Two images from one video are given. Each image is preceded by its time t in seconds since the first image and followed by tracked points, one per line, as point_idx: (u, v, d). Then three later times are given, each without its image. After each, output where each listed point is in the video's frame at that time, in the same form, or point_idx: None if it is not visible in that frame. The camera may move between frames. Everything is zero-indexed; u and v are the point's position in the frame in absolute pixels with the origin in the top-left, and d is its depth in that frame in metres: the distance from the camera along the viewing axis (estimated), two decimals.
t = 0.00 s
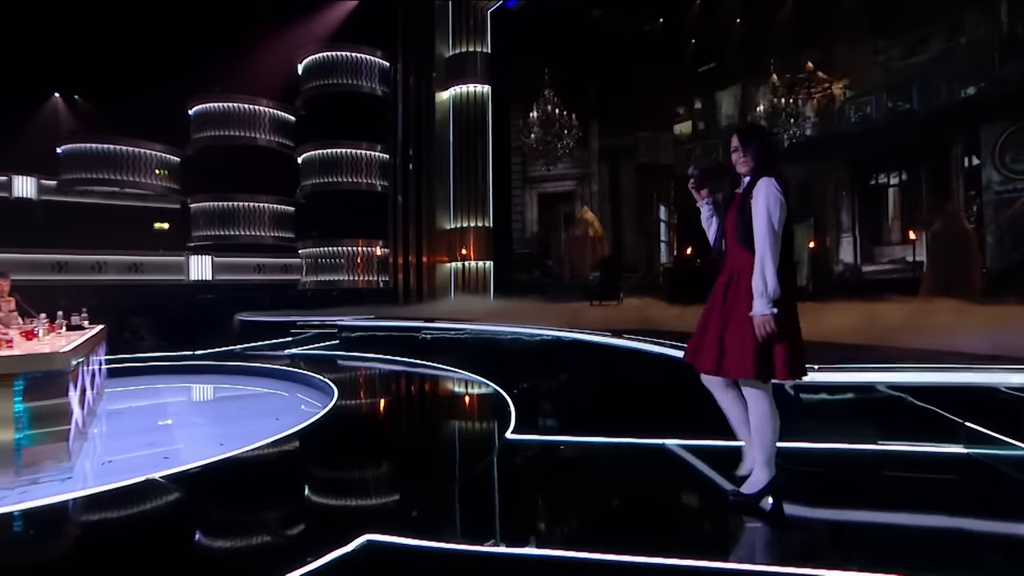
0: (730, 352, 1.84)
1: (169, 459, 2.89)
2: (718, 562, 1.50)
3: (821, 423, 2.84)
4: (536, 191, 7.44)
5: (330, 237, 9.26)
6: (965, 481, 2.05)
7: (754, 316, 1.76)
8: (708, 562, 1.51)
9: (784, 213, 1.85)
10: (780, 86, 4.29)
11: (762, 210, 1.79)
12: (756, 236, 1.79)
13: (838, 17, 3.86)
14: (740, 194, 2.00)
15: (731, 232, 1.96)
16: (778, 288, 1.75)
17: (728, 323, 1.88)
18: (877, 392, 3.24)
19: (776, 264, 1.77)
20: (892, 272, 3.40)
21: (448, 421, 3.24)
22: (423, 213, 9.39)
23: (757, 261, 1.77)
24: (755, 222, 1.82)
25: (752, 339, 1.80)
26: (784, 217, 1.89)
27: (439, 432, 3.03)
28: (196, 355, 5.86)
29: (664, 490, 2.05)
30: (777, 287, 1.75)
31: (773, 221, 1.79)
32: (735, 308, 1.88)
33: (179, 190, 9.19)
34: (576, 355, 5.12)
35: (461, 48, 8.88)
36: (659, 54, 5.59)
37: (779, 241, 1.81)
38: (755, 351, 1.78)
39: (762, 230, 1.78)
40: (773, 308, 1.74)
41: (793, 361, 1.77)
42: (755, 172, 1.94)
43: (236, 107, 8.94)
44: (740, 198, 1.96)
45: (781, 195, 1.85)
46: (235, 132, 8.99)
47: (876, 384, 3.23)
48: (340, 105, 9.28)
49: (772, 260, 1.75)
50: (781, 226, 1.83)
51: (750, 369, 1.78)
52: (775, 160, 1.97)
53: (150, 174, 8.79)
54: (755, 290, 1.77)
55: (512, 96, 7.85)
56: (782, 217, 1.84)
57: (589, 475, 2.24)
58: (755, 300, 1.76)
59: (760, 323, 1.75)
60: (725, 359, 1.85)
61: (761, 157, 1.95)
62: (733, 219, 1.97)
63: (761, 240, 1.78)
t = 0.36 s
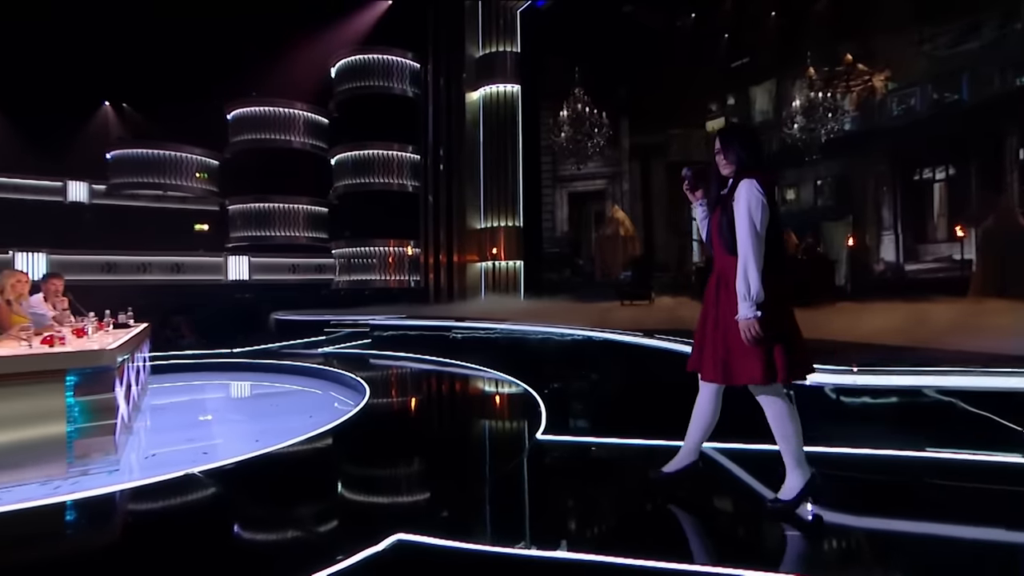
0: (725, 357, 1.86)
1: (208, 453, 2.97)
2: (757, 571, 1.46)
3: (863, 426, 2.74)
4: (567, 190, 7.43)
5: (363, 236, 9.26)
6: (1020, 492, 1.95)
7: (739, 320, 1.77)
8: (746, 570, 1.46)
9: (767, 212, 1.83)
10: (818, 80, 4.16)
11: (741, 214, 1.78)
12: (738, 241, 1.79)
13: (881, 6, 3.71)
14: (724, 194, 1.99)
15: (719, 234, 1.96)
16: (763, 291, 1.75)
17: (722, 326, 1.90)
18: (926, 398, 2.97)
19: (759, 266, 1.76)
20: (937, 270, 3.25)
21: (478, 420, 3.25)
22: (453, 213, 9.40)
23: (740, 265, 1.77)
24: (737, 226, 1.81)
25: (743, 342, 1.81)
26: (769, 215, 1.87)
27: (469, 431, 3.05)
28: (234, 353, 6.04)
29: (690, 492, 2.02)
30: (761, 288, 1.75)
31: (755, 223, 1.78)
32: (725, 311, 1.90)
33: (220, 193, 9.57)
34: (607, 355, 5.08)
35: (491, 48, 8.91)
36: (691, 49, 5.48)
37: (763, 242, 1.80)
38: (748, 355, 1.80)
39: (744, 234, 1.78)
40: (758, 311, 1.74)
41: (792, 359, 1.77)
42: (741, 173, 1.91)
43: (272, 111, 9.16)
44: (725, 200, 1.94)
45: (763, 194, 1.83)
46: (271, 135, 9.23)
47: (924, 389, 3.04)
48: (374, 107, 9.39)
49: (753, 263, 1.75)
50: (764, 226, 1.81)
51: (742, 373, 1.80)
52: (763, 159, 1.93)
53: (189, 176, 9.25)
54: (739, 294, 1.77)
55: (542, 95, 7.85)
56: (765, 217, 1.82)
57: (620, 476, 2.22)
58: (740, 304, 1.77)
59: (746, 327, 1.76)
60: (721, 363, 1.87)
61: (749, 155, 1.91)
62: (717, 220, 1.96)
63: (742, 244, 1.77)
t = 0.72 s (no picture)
0: (712, 356, 1.85)
1: (250, 448, 3.05)
2: None
3: (917, 430, 2.60)
4: (602, 189, 7.33)
5: (399, 237, 9.40)
6: None
7: (730, 319, 1.75)
8: None
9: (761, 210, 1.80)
10: (864, 69, 3.96)
11: (736, 211, 1.74)
12: (730, 239, 1.75)
13: None
14: (717, 191, 1.95)
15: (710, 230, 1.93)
16: (752, 292, 1.74)
17: (710, 326, 1.89)
18: (993, 404, 2.79)
19: (752, 266, 1.74)
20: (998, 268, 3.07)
21: (514, 420, 3.25)
22: (488, 212, 9.41)
23: (732, 264, 1.74)
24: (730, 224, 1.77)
25: (729, 342, 1.81)
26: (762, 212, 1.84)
27: (506, 430, 3.05)
28: (276, 351, 6.19)
29: (732, 495, 1.97)
30: (753, 289, 1.73)
31: (749, 222, 1.75)
32: (714, 309, 1.88)
33: (262, 196, 9.78)
34: (645, 355, 5.01)
35: (525, 48, 8.87)
36: (728, 43, 5.32)
37: (755, 240, 1.77)
38: (733, 355, 1.80)
39: (737, 232, 1.74)
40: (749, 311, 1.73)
41: (773, 361, 1.79)
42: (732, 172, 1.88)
43: (311, 114, 9.35)
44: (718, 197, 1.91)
45: (757, 193, 1.80)
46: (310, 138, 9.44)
47: (990, 395, 2.85)
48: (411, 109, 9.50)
49: (746, 261, 1.72)
50: (756, 225, 1.78)
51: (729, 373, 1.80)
52: (758, 157, 1.90)
53: (233, 180, 9.52)
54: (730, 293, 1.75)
55: (577, 94, 7.81)
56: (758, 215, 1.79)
57: (657, 478, 2.18)
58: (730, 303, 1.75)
59: (736, 327, 1.75)
60: (707, 362, 1.86)
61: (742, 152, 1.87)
62: (708, 217, 1.93)
63: (733, 243, 1.74)
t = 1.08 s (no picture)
0: (730, 362, 1.79)
1: (297, 445, 3.13)
2: None
3: (991, 440, 2.41)
4: (646, 186, 7.22)
5: (443, 236, 9.48)
6: None
7: (748, 321, 1.71)
8: None
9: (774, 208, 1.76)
10: (928, 55, 3.74)
11: (748, 209, 1.71)
12: (743, 239, 1.71)
13: None
14: (728, 192, 1.91)
15: (722, 233, 1.90)
16: (771, 290, 1.68)
17: (725, 331, 1.83)
18: None
19: (767, 264, 1.69)
20: None
21: (556, 420, 3.22)
22: (531, 211, 9.28)
23: (746, 264, 1.70)
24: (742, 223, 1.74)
25: (748, 345, 1.75)
26: (774, 210, 1.80)
27: (547, 430, 3.02)
28: (323, 350, 6.35)
29: (786, 502, 1.88)
30: (769, 289, 1.68)
31: (761, 219, 1.71)
32: (731, 313, 1.83)
33: (309, 197, 10.05)
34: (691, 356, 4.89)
35: (566, 45, 8.78)
36: (778, 33, 5.12)
37: (769, 238, 1.72)
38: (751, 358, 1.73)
39: (750, 230, 1.70)
40: (766, 312, 1.68)
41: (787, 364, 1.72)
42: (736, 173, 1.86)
43: (356, 117, 9.56)
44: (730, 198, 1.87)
45: (768, 190, 1.76)
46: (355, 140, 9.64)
47: None
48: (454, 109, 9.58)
49: (761, 260, 1.68)
50: (769, 222, 1.74)
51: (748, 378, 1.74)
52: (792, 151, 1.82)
53: (282, 182, 9.82)
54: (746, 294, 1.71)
55: (620, 90, 7.75)
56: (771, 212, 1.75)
57: (705, 481, 2.10)
58: (747, 304, 1.70)
59: (754, 329, 1.70)
60: (725, 368, 1.80)
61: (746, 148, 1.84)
62: (721, 220, 1.89)
63: (748, 241, 1.70)
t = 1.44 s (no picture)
0: (707, 359, 1.84)
1: (337, 442, 3.17)
2: None
3: None
4: (687, 182, 7.52)
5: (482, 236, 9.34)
6: None
7: (721, 319, 1.75)
8: None
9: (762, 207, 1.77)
10: (1001, 35, 3.41)
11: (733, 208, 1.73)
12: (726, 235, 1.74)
13: None
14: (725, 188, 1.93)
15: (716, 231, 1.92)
16: (746, 292, 1.70)
17: (705, 328, 1.87)
18: None
19: (745, 265, 1.71)
20: None
21: (596, 421, 3.16)
22: (571, 210, 9.19)
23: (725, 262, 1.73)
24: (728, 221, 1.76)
25: (722, 343, 1.79)
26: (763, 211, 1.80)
27: (587, 431, 2.97)
28: (365, 348, 6.47)
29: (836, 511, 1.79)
30: (745, 289, 1.71)
31: (744, 218, 1.72)
32: (713, 311, 1.86)
33: (351, 199, 10.26)
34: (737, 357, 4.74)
35: (606, 41, 8.74)
36: (828, 20, 4.88)
37: (753, 238, 1.74)
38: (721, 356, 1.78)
39: (733, 228, 1.73)
40: (739, 312, 1.71)
41: (760, 367, 1.73)
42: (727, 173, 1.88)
43: (397, 118, 9.71)
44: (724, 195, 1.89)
45: (759, 189, 1.76)
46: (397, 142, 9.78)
47: None
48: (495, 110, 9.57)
49: (740, 259, 1.70)
50: (756, 221, 1.75)
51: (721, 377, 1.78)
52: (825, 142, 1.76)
53: (326, 184, 10.06)
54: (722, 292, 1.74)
55: (660, 84, 7.78)
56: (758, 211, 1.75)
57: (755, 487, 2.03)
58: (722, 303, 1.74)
59: (727, 328, 1.73)
60: (703, 365, 1.85)
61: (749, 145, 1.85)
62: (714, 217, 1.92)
63: (729, 242, 1.72)
